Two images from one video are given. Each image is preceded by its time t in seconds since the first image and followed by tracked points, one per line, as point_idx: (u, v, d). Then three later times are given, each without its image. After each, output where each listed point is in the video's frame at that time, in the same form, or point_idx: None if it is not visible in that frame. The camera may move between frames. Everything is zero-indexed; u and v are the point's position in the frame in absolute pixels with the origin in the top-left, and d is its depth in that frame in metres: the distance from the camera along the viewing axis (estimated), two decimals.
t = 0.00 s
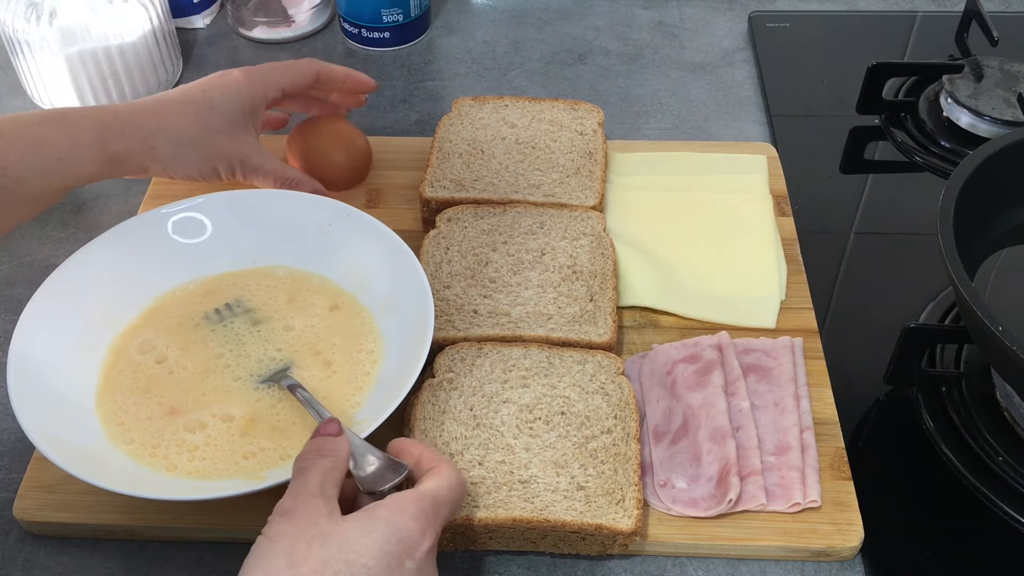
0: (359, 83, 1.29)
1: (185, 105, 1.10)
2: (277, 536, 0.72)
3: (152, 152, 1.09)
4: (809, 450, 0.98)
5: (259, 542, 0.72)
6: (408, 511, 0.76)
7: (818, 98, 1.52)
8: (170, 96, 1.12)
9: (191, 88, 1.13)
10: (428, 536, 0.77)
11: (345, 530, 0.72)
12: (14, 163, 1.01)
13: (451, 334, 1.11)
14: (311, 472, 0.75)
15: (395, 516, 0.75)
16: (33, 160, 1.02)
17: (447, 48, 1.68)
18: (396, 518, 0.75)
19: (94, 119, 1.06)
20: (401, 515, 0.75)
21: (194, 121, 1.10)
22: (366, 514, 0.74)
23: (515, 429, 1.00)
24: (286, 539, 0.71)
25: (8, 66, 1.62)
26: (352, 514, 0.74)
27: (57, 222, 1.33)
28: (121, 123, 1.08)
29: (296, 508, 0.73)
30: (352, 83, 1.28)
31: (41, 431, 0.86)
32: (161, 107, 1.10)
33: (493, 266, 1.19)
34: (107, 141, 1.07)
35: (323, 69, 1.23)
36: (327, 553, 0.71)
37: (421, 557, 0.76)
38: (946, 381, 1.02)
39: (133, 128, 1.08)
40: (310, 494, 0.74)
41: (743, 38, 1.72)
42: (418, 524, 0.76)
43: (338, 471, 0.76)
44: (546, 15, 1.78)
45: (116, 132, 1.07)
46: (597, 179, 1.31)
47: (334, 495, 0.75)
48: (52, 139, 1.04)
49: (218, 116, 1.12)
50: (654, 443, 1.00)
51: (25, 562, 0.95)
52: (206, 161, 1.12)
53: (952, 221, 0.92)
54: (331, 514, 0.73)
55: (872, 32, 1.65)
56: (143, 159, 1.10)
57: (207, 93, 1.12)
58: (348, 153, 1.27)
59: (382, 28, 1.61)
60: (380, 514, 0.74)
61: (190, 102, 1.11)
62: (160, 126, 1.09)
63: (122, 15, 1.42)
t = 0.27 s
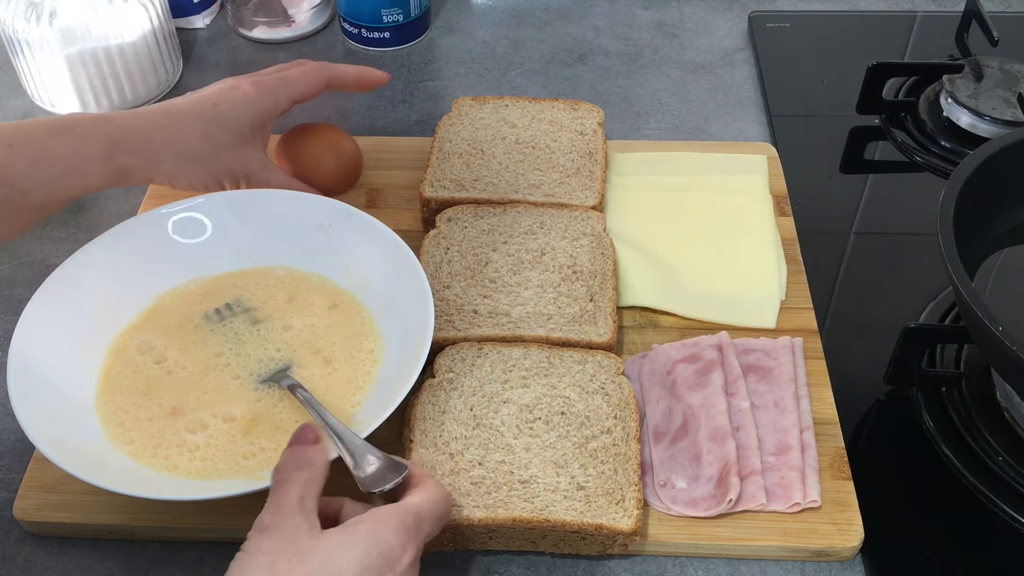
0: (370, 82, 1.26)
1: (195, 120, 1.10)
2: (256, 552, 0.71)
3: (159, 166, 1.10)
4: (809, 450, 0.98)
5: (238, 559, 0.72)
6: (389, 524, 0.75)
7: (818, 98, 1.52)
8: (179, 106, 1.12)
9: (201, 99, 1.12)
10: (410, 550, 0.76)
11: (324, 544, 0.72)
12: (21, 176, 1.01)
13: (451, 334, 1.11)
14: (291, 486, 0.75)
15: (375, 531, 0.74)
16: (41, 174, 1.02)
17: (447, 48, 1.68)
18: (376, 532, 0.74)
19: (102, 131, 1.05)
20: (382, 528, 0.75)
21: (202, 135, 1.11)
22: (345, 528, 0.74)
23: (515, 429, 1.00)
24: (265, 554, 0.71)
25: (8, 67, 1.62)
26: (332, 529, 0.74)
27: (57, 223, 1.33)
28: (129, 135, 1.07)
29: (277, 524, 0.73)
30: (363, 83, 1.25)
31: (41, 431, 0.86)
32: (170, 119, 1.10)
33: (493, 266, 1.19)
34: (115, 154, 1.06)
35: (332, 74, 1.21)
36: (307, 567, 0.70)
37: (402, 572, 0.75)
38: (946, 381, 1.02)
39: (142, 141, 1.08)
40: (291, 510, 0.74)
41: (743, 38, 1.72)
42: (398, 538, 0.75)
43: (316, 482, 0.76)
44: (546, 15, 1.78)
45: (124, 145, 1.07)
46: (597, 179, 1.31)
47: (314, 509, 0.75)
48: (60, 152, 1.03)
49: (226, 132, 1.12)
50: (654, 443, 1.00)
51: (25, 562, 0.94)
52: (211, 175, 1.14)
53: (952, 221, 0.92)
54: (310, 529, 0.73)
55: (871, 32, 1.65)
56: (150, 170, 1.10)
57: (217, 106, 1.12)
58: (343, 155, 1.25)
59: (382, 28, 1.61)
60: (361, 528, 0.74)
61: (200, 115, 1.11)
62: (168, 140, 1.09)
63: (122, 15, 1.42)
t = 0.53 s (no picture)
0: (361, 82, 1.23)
1: (179, 116, 1.08)
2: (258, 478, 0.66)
3: (139, 162, 1.07)
4: (809, 450, 0.98)
5: (240, 481, 0.67)
6: (395, 458, 0.71)
7: (818, 98, 1.52)
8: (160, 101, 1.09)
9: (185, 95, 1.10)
10: (415, 483, 0.72)
11: (328, 476, 0.67)
12: None
13: (451, 334, 1.11)
14: (305, 407, 0.70)
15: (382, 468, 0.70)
16: (21, 170, 0.98)
17: (447, 48, 1.68)
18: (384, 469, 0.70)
19: (82, 126, 1.02)
20: (388, 464, 0.70)
21: (186, 132, 1.08)
22: (352, 459, 0.69)
23: (515, 429, 1.00)
24: (267, 481, 0.66)
25: (8, 67, 1.62)
26: (338, 459, 0.69)
27: (57, 223, 1.33)
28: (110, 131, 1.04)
29: (284, 447, 0.68)
30: (352, 83, 1.22)
31: (41, 431, 0.86)
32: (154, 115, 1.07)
33: (493, 266, 1.19)
34: (95, 150, 1.03)
35: (320, 75, 1.18)
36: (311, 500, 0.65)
37: (406, 504, 0.72)
38: (946, 381, 1.02)
39: (123, 137, 1.05)
40: (299, 432, 0.68)
41: (744, 38, 1.72)
42: (405, 472, 0.71)
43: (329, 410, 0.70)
44: (546, 15, 1.78)
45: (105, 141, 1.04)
46: (597, 179, 1.31)
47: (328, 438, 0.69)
48: (38, 147, 0.99)
49: (210, 128, 1.10)
50: (653, 443, 1.00)
51: (25, 562, 0.94)
52: (194, 172, 1.12)
53: (952, 221, 0.92)
54: (318, 455, 0.68)
55: (872, 32, 1.65)
56: (132, 168, 1.08)
57: (200, 102, 1.09)
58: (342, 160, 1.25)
59: (382, 28, 1.61)
60: (366, 460, 0.69)
61: (183, 110, 1.08)
62: (150, 136, 1.07)
63: (122, 15, 1.42)
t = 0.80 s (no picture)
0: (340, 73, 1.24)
1: (159, 110, 1.07)
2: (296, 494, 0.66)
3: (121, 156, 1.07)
4: (809, 450, 0.98)
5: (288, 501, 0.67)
6: (427, 447, 0.69)
7: (818, 98, 1.52)
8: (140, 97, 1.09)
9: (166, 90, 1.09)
10: (453, 461, 0.69)
11: (360, 476, 0.66)
12: None
13: (451, 334, 1.11)
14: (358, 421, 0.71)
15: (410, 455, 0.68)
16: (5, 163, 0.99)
17: (447, 48, 1.68)
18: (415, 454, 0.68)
19: (64, 121, 1.03)
20: (423, 452, 0.68)
21: (169, 126, 1.08)
22: (383, 454, 0.68)
23: (515, 429, 1.00)
24: (304, 496, 0.65)
25: (8, 67, 1.62)
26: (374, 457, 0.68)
27: (57, 223, 1.33)
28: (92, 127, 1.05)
29: (320, 460, 0.68)
30: (336, 80, 1.23)
31: (41, 431, 0.86)
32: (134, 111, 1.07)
33: (493, 266, 1.19)
34: (76, 145, 1.04)
35: (304, 72, 1.18)
36: (350, 502, 0.64)
37: (448, 484, 0.68)
38: (946, 381, 1.02)
39: (106, 132, 1.05)
40: (344, 443, 0.69)
41: (744, 38, 1.72)
42: (436, 453, 0.69)
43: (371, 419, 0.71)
44: (546, 15, 1.78)
45: (85, 137, 1.04)
46: (597, 179, 1.31)
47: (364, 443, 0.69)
48: (21, 143, 1.00)
49: (193, 123, 1.10)
50: (654, 443, 1.00)
51: (25, 562, 0.94)
52: (177, 167, 1.11)
53: (952, 221, 0.92)
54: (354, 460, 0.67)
55: (872, 32, 1.65)
56: (115, 162, 1.08)
57: (184, 97, 1.09)
58: (339, 163, 1.25)
59: (382, 28, 1.61)
60: (398, 452, 0.68)
61: (167, 106, 1.08)
62: (132, 130, 1.07)
63: (122, 15, 1.42)
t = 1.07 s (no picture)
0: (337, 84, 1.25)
1: (153, 115, 1.08)
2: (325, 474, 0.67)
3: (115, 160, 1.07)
4: (809, 450, 0.98)
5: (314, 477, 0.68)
6: (459, 440, 0.72)
7: (818, 98, 1.52)
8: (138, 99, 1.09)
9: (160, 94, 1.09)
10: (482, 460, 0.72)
11: (392, 462, 0.68)
12: None
13: (451, 334, 1.11)
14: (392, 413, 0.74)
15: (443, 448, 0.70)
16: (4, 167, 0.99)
17: (447, 48, 1.68)
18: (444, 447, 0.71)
19: (58, 125, 1.03)
20: (455, 444, 0.71)
21: (163, 131, 1.08)
22: (416, 444, 0.71)
23: (515, 429, 1.00)
24: (334, 476, 0.67)
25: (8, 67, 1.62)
26: (403, 446, 0.70)
27: (57, 223, 1.33)
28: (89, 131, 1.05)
29: (351, 445, 0.70)
30: (331, 87, 1.23)
31: (41, 431, 0.86)
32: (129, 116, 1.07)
33: (493, 266, 1.19)
34: (70, 149, 1.04)
35: (299, 78, 1.19)
36: (381, 484, 0.66)
37: (476, 482, 0.71)
38: (946, 381, 1.02)
39: (101, 137, 1.05)
40: (376, 430, 0.72)
41: (744, 38, 1.72)
42: (468, 450, 0.72)
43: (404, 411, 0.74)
44: (546, 15, 1.78)
45: (80, 141, 1.04)
46: (597, 179, 1.31)
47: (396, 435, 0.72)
48: (17, 147, 1.00)
49: (187, 128, 1.10)
50: (654, 443, 1.00)
51: (26, 562, 0.94)
52: (171, 172, 1.11)
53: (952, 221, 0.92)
54: (385, 447, 0.70)
55: (872, 32, 1.65)
56: (109, 166, 1.07)
57: (178, 102, 1.09)
58: (339, 163, 1.25)
59: (382, 28, 1.61)
60: (430, 443, 0.71)
61: (161, 110, 1.08)
62: (126, 135, 1.07)
63: (122, 15, 1.42)
